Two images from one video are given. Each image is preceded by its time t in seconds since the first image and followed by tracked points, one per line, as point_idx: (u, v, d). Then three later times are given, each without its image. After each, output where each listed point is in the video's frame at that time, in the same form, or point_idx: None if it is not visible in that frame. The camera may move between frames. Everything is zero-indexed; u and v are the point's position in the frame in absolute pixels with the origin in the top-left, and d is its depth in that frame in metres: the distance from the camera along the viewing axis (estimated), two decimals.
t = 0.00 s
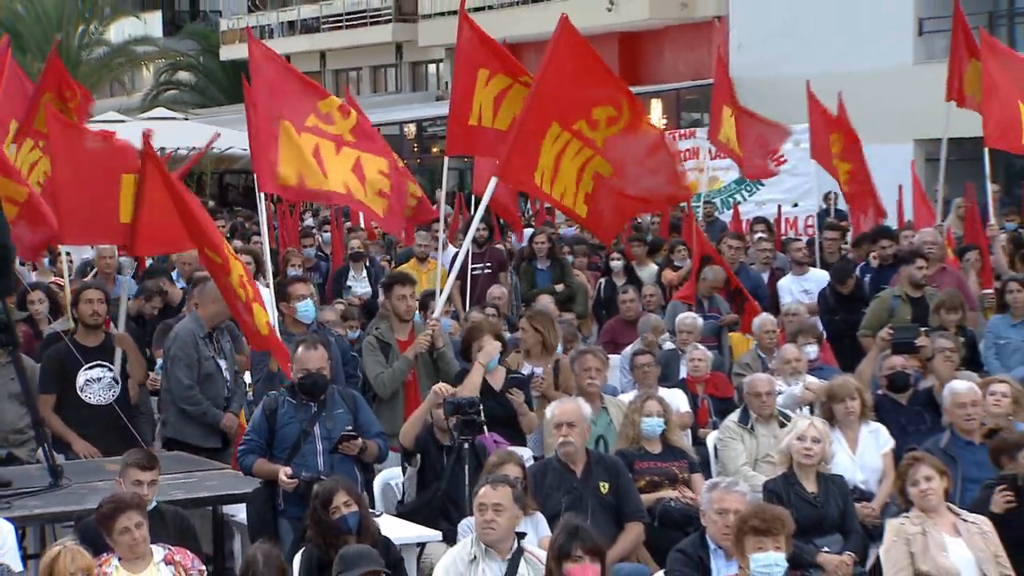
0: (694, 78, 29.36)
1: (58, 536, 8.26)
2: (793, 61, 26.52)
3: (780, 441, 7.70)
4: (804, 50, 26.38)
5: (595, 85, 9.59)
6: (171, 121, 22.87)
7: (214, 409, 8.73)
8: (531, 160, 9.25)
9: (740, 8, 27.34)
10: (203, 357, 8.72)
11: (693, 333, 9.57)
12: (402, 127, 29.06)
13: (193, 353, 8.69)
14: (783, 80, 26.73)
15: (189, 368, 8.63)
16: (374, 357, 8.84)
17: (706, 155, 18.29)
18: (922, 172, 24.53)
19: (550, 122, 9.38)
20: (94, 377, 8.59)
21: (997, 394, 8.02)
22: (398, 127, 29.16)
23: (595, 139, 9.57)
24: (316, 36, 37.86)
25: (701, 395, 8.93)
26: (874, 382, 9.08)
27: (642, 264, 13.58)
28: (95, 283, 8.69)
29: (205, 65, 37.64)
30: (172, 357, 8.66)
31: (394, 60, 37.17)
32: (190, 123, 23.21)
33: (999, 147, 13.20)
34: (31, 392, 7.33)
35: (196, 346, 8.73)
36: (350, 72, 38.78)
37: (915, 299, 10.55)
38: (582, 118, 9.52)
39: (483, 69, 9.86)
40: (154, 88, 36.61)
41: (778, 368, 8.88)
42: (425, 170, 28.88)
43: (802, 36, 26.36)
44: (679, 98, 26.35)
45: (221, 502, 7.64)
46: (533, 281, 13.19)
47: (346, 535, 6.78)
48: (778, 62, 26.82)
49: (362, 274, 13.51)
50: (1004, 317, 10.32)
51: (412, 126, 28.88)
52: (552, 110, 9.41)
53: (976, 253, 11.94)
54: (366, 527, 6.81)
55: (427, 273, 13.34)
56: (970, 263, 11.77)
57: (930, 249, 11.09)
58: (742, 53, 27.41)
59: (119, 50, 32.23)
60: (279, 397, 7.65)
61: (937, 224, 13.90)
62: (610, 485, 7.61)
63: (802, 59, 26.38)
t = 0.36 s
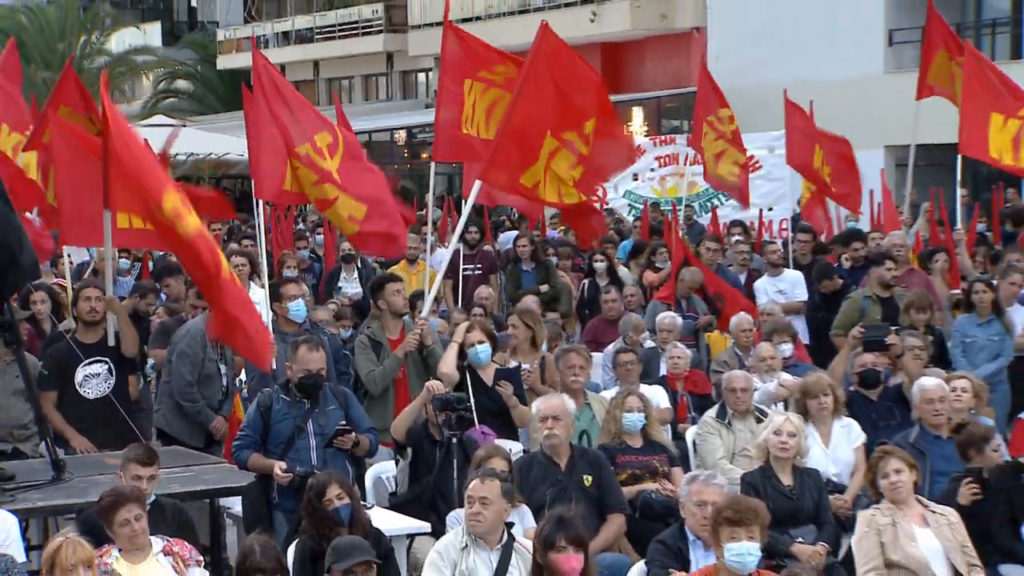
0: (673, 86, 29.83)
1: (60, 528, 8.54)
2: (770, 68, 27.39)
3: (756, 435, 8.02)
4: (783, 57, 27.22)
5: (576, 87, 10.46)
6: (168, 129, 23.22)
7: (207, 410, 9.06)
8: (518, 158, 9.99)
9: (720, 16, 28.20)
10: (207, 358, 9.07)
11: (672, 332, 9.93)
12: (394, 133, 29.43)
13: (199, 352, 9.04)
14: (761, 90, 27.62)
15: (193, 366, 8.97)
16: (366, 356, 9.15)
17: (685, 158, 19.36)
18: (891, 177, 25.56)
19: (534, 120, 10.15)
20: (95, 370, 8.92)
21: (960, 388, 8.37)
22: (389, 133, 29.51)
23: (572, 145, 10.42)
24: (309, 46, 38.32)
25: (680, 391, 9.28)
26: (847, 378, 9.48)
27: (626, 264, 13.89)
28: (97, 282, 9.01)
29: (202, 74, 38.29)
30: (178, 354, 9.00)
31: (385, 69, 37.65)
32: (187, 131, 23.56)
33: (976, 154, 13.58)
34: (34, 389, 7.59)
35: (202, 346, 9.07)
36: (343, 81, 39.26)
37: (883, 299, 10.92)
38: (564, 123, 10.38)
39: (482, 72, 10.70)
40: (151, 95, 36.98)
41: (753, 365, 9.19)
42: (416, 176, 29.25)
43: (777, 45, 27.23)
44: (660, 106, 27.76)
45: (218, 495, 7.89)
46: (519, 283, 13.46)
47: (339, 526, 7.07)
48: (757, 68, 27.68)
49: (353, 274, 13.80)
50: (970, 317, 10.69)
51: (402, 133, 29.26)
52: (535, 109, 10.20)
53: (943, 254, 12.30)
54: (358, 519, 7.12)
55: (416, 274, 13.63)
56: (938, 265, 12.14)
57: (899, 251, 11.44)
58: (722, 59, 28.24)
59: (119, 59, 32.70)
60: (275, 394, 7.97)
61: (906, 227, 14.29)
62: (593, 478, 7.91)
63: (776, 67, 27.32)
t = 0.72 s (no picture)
0: (646, 94, 32.24)
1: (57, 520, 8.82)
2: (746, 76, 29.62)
3: (729, 431, 8.31)
4: (764, 65, 29.26)
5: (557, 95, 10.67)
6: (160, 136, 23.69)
7: (202, 405, 9.30)
8: (484, 154, 10.28)
9: (704, 27, 30.42)
10: (201, 356, 9.29)
11: (648, 331, 10.26)
12: (379, 139, 29.94)
13: (193, 351, 9.27)
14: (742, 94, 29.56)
15: (187, 364, 9.21)
16: (353, 354, 9.45)
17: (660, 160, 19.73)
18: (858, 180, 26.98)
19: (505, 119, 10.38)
20: (89, 367, 9.16)
21: (921, 384, 8.71)
22: (375, 139, 30.02)
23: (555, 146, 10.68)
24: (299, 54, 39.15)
25: (656, 388, 9.63)
26: (814, 375, 9.83)
27: (605, 264, 14.24)
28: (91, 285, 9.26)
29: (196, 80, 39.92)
30: (171, 353, 9.23)
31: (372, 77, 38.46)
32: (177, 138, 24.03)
33: (937, 163, 14.02)
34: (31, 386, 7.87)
35: (196, 345, 9.30)
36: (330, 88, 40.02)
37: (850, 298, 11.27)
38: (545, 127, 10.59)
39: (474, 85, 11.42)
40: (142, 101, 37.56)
41: (726, 362, 9.52)
42: (402, 181, 29.77)
43: (752, 57, 29.39)
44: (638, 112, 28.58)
45: (210, 488, 8.19)
46: (500, 283, 13.78)
47: (325, 517, 7.35)
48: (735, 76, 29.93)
49: (340, 276, 14.10)
50: (933, 316, 11.03)
51: (388, 138, 29.75)
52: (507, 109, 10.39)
53: (908, 255, 12.63)
54: (344, 510, 7.40)
55: (402, 274, 13.96)
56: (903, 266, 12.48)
57: (865, 252, 11.80)
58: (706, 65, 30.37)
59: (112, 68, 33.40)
60: (264, 391, 8.22)
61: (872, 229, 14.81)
62: (572, 471, 8.22)
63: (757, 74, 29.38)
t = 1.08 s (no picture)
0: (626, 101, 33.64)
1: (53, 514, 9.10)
2: (738, 81, 29.89)
3: (702, 425, 8.64)
4: (745, 69, 29.67)
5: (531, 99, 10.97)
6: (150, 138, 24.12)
7: (196, 399, 9.58)
8: (474, 164, 10.46)
9: (695, 35, 31.12)
10: (187, 352, 9.54)
11: (626, 330, 10.54)
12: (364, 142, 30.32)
13: (178, 348, 9.52)
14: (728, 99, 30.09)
15: (174, 361, 9.47)
16: (340, 352, 9.72)
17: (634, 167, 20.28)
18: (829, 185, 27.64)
19: (487, 127, 10.59)
20: (84, 364, 9.46)
21: (885, 380, 9.07)
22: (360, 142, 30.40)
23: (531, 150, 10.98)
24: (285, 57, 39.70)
25: (632, 384, 9.99)
26: (785, 372, 10.18)
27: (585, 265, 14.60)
28: (83, 285, 9.54)
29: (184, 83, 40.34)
30: (157, 352, 9.50)
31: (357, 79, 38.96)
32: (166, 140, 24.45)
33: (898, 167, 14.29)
34: (30, 383, 8.16)
35: (181, 342, 9.55)
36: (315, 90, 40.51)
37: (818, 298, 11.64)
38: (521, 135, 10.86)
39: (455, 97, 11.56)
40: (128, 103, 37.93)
41: (700, 360, 9.87)
42: (386, 182, 30.15)
43: (738, 61, 29.75)
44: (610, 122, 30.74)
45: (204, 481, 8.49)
46: (482, 283, 14.11)
47: (314, 510, 7.66)
48: (723, 83, 30.39)
49: (327, 278, 14.37)
50: (898, 315, 11.38)
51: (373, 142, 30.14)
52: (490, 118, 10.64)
53: (874, 255, 12.99)
54: (331, 504, 7.70)
55: (388, 275, 14.27)
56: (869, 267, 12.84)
57: (833, 253, 12.17)
58: (698, 73, 30.99)
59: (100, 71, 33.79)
60: (264, 387, 8.54)
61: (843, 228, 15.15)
62: (552, 465, 8.54)
63: (745, 78, 29.74)
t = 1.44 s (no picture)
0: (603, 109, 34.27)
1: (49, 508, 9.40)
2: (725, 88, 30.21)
3: (677, 420, 8.96)
4: (725, 75, 30.31)
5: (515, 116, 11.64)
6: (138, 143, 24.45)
7: (196, 393, 9.84)
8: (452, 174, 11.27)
9: (681, 37, 31.47)
10: (182, 349, 9.79)
11: (602, 329, 10.90)
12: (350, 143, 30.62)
13: (172, 347, 9.77)
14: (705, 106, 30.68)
15: (171, 359, 9.71)
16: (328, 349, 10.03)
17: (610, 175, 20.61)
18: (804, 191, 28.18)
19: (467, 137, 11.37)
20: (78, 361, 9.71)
21: (857, 378, 9.42)
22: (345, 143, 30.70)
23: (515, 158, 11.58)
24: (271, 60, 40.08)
25: (610, 381, 10.36)
26: (756, 370, 10.54)
27: (564, 267, 14.94)
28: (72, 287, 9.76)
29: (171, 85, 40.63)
30: (153, 351, 9.74)
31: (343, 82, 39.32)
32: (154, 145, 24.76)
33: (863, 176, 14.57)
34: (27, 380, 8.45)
35: (174, 340, 9.81)
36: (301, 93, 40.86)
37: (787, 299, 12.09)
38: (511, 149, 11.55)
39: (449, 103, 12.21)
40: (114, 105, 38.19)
41: (675, 359, 10.22)
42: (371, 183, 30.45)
43: (718, 68, 30.44)
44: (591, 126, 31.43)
45: (197, 475, 8.79)
46: (465, 284, 14.43)
47: (302, 503, 7.97)
48: (707, 88, 30.77)
49: (315, 279, 14.66)
50: (864, 313, 11.67)
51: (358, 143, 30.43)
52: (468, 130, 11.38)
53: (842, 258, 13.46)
54: (319, 497, 8.01)
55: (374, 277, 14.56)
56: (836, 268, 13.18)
57: (802, 255, 12.54)
58: (681, 78, 31.43)
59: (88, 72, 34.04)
60: (276, 379, 8.90)
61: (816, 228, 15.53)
62: (532, 459, 8.85)
63: (732, 86, 30.10)
